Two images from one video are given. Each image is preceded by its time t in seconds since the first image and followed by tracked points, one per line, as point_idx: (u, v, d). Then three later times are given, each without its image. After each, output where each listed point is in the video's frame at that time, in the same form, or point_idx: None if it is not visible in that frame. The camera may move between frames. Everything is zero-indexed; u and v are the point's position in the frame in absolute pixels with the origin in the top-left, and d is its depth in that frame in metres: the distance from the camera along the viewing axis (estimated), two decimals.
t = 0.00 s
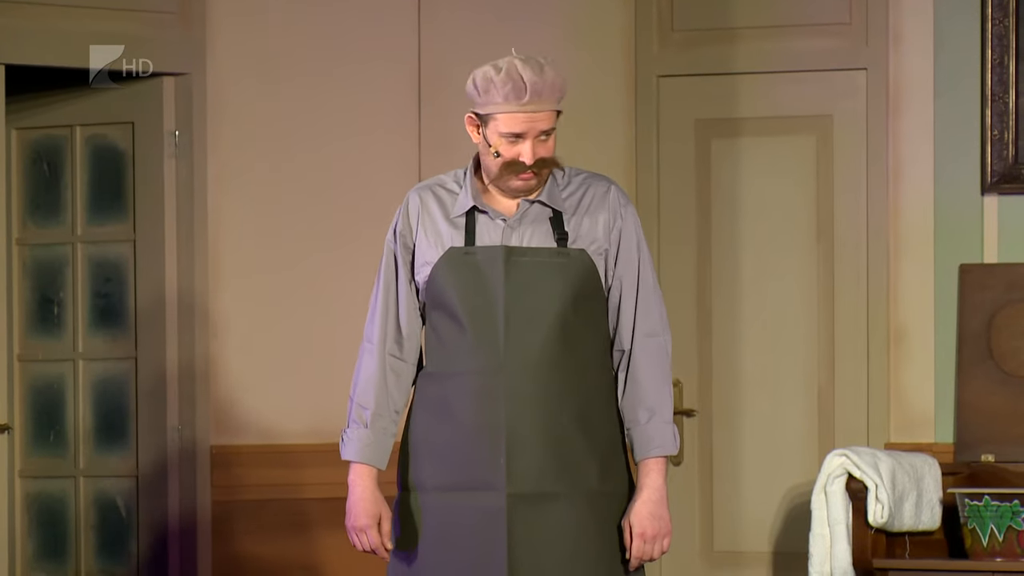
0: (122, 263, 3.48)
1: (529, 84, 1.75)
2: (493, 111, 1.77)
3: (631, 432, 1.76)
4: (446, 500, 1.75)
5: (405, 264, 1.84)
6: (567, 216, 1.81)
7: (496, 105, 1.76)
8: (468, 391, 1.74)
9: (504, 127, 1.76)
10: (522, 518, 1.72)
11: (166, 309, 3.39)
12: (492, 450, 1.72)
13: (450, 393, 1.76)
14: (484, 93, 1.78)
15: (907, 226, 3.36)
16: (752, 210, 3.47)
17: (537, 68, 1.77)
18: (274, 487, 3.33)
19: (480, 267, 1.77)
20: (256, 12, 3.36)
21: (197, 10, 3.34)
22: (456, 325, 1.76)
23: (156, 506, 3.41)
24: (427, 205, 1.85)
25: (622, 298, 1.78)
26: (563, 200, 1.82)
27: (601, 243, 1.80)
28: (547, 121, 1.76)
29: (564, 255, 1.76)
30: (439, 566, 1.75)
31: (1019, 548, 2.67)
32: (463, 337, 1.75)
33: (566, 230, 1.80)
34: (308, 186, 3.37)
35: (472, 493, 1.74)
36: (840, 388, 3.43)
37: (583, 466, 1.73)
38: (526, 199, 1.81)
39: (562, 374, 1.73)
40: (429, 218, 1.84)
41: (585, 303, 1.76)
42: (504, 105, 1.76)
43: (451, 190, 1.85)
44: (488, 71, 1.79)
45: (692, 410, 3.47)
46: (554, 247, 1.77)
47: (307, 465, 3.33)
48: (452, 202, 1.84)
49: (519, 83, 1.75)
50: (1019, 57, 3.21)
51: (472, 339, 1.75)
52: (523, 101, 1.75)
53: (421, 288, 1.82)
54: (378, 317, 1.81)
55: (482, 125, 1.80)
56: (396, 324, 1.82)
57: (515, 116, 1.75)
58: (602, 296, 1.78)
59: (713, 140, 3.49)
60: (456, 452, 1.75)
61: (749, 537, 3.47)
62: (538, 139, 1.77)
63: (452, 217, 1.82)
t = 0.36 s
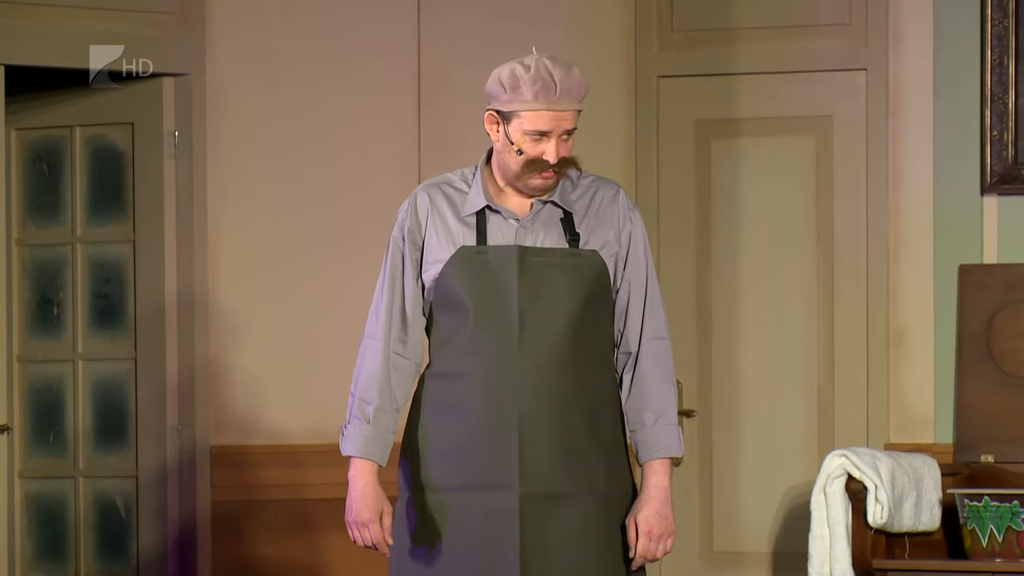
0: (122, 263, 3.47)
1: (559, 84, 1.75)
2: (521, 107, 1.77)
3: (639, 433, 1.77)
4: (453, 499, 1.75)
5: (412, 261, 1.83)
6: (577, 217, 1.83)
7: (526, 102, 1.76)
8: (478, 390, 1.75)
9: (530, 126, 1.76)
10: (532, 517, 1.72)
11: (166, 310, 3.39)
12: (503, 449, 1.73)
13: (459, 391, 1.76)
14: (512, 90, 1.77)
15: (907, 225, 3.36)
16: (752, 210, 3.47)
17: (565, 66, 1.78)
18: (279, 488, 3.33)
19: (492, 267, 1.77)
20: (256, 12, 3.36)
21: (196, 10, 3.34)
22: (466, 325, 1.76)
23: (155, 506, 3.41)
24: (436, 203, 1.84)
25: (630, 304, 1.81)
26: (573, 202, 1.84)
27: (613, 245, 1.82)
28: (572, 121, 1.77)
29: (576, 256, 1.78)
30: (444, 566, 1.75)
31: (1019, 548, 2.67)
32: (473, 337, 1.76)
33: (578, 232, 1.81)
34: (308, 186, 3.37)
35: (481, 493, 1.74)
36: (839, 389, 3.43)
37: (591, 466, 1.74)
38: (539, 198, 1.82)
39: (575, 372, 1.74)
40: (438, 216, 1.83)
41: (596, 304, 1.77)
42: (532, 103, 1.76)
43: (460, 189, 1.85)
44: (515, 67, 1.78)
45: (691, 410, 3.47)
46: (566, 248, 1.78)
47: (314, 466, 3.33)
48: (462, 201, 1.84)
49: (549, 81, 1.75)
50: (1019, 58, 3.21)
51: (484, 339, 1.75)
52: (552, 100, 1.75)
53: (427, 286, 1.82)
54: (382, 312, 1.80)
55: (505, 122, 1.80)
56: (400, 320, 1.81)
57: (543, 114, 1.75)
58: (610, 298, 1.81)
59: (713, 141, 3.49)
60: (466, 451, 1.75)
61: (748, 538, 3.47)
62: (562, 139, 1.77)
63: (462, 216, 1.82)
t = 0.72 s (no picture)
0: (117, 263, 3.47)
1: (554, 85, 1.75)
2: (516, 111, 1.77)
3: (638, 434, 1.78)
4: (452, 498, 1.75)
5: (409, 261, 1.83)
6: (574, 215, 1.83)
7: (521, 105, 1.76)
8: (477, 388, 1.75)
9: (526, 128, 1.76)
10: (533, 515, 1.72)
11: (162, 310, 3.39)
12: (502, 448, 1.73)
13: (457, 390, 1.76)
14: (508, 93, 1.77)
15: (903, 224, 3.36)
16: (748, 208, 3.47)
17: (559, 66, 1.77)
18: (275, 486, 3.33)
19: (490, 266, 1.77)
20: (253, 12, 3.35)
21: (192, 10, 3.34)
22: (465, 324, 1.76)
23: (150, 506, 3.41)
24: (432, 204, 1.84)
25: (629, 303, 1.82)
26: (569, 200, 1.84)
27: (611, 245, 1.82)
28: (567, 121, 1.78)
29: (574, 254, 1.78)
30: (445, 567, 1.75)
31: (1013, 547, 2.70)
32: (472, 336, 1.76)
33: (575, 230, 1.81)
34: (303, 186, 3.37)
35: (481, 492, 1.74)
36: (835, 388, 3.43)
37: (590, 466, 1.74)
38: (535, 198, 1.83)
39: (575, 368, 1.74)
40: (435, 217, 1.83)
41: (593, 303, 1.77)
42: (528, 105, 1.76)
43: (456, 189, 1.85)
44: (511, 69, 1.78)
45: (687, 409, 3.48)
46: (564, 247, 1.78)
47: (311, 464, 3.33)
48: (458, 200, 1.83)
49: (544, 83, 1.75)
50: (1014, 57, 3.23)
51: (482, 338, 1.75)
52: (547, 102, 1.75)
53: (425, 287, 1.82)
54: (381, 312, 1.80)
55: (501, 124, 1.80)
56: (398, 321, 1.80)
57: (539, 117, 1.76)
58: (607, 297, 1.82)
59: (709, 139, 3.49)
60: (464, 450, 1.75)
61: (743, 536, 3.48)
62: (558, 141, 1.78)
63: (459, 216, 1.82)
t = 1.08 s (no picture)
0: (32, 234, 3.22)
1: (461, 59, 1.75)
2: (424, 85, 1.77)
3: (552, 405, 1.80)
4: (366, 471, 1.76)
5: (321, 235, 1.81)
6: (488, 185, 1.83)
7: (429, 79, 1.76)
8: (390, 360, 1.75)
9: (434, 102, 1.77)
10: (449, 484, 1.74)
11: (75, 283, 3.22)
12: (415, 420, 1.74)
13: (370, 363, 1.77)
14: (415, 67, 1.77)
15: (814, 199, 3.41)
16: (662, 184, 3.55)
17: (466, 40, 1.78)
18: (184, 459, 3.29)
19: (404, 238, 1.77)
20: None
21: None
22: (378, 297, 1.76)
23: (62, 481, 3.22)
24: (343, 177, 1.82)
25: (542, 273, 1.82)
26: (482, 170, 1.84)
27: (523, 216, 1.82)
28: (475, 94, 1.78)
29: (487, 225, 1.78)
30: (360, 540, 1.76)
31: (924, 519, 2.74)
32: (385, 309, 1.76)
33: (488, 201, 1.82)
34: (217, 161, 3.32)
35: (394, 464, 1.75)
36: (747, 359, 3.51)
37: (502, 437, 1.76)
38: (447, 169, 1.82)
39: (487, 341, 1.75)
40: (346, 191, 1.81)
41: (506, 274, 1.77)
42: (436, 79, 1.76)
43: (367, 162, 1.83)
44: (418, 44, 1.78)
45: (601, 381, 3.57)
46: (477, 218, 1.78)
47: (220, 437, 3.30)
48: (369, 173, 1.82)
49: (451, 57, 1.75)
50: (930, 32, 3.27)
51: (395, 311, 1.75)
52: (455, 76, 1.76)
53: (338, 260, 1.81)
54: (290, 288, 1.78)
55: (409, 98, 1.80)
56: (309, 296, 1.80)
57: (447, 91, 1.76)
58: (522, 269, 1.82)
59: (625, 114, 3.57)
60: (377, 423, 1.76)
61: (654, 508, 3.57)
62: (467, 113, 1.79)
63: (371, 189, 1.81)
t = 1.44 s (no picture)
0: None
1: (308, 14, 1.88)
2: (273, 40, 1.88)
3: (408, 356, 1.97)
4: (222, 423, 1.88)
5: (174, 189, 1.91)
6: (341, 139, 1.96)
7: (278, 33, 1.88)
8: (245, 314, 1.88)
9: (283, 56, 1.87)
10: (303, 437, 1.87)
11: None
12: (271, 370, 1.87)
13: (226, 316, 1.89)
14: (263, 22, 1.88)
15: (669, 153, 3.50)
16: (517, 141, 3.64)
17: None
18: (42, 412, 3.14)
19: (259, 194, 1.89)
20: None
21: None
22: (233, 253, 1.88)
23: None
24: (197, 133, 1.92)
25: (396, 228, 1.98)
26: (335, 124, 1.97)
27: (377, 170, 1.97)
28: (324, 48, 1.90)
29: (341, 179, 1.91)
30: (219, 490, 1.88)
31: (778, 473, 2.88)
32: (240, 264, 1.88)
33: (342, 155, 1.96)
34: (72, 113, 3.20)
35: (251, 417, 1.88)
36: (601, 312, 3.60)
37: (355, 387, 1.90)
38: (299, 125, 1.95)
39: (341, 294, 1.89)
40: (200, 146, 1.92)
41: (359, 230, 1.91)
42: (284, 34, 1.88)
43: (221, 117, 1.94)
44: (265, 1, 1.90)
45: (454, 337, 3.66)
46: (331, 172, 1.91)
47: (77, 391, 3.18)
48: (223, 129, 1.93)
49: (299, 12, 1.88)
50: None
51: (251, 266, 1.88)
52: (304, 31, 1.88)
53: (192, 216, 1.92)
54: (145, 244, 1.88)
55: (258, 53, 1.90)
56: (163, 251, 1.90)
57: (296, 44, 1.87)
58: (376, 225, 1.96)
59: (479, 70, 3.66)
60: (234, 373, 1.88)
61: (509, 463, 3.65)
62: (317, 66, 1.89)
63: (225, 144, 1.92)
